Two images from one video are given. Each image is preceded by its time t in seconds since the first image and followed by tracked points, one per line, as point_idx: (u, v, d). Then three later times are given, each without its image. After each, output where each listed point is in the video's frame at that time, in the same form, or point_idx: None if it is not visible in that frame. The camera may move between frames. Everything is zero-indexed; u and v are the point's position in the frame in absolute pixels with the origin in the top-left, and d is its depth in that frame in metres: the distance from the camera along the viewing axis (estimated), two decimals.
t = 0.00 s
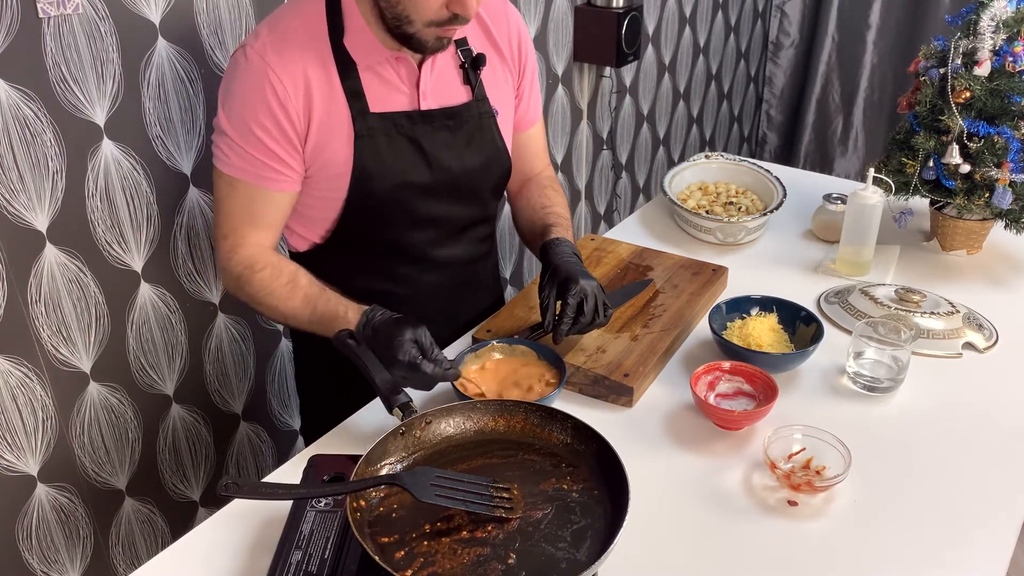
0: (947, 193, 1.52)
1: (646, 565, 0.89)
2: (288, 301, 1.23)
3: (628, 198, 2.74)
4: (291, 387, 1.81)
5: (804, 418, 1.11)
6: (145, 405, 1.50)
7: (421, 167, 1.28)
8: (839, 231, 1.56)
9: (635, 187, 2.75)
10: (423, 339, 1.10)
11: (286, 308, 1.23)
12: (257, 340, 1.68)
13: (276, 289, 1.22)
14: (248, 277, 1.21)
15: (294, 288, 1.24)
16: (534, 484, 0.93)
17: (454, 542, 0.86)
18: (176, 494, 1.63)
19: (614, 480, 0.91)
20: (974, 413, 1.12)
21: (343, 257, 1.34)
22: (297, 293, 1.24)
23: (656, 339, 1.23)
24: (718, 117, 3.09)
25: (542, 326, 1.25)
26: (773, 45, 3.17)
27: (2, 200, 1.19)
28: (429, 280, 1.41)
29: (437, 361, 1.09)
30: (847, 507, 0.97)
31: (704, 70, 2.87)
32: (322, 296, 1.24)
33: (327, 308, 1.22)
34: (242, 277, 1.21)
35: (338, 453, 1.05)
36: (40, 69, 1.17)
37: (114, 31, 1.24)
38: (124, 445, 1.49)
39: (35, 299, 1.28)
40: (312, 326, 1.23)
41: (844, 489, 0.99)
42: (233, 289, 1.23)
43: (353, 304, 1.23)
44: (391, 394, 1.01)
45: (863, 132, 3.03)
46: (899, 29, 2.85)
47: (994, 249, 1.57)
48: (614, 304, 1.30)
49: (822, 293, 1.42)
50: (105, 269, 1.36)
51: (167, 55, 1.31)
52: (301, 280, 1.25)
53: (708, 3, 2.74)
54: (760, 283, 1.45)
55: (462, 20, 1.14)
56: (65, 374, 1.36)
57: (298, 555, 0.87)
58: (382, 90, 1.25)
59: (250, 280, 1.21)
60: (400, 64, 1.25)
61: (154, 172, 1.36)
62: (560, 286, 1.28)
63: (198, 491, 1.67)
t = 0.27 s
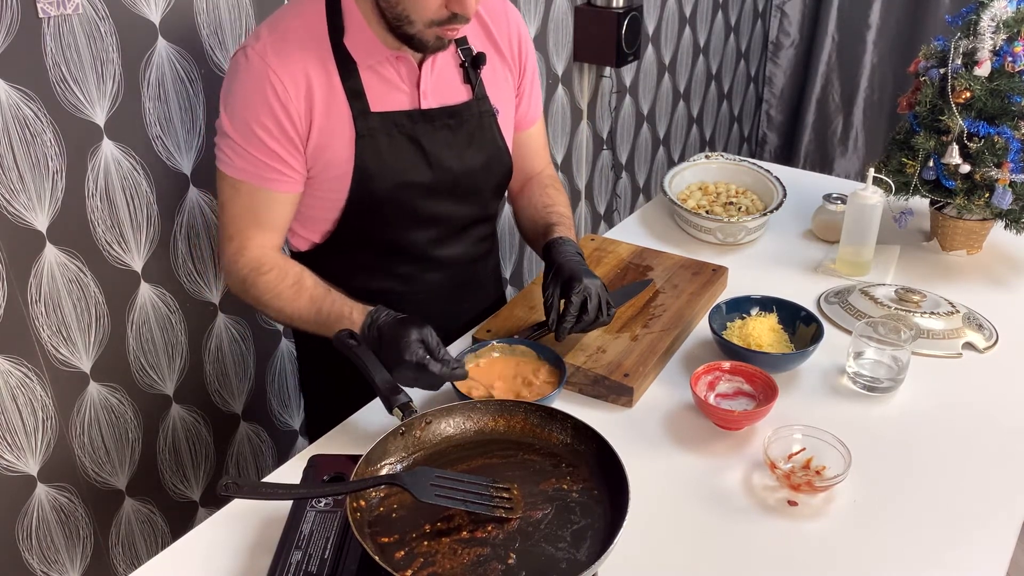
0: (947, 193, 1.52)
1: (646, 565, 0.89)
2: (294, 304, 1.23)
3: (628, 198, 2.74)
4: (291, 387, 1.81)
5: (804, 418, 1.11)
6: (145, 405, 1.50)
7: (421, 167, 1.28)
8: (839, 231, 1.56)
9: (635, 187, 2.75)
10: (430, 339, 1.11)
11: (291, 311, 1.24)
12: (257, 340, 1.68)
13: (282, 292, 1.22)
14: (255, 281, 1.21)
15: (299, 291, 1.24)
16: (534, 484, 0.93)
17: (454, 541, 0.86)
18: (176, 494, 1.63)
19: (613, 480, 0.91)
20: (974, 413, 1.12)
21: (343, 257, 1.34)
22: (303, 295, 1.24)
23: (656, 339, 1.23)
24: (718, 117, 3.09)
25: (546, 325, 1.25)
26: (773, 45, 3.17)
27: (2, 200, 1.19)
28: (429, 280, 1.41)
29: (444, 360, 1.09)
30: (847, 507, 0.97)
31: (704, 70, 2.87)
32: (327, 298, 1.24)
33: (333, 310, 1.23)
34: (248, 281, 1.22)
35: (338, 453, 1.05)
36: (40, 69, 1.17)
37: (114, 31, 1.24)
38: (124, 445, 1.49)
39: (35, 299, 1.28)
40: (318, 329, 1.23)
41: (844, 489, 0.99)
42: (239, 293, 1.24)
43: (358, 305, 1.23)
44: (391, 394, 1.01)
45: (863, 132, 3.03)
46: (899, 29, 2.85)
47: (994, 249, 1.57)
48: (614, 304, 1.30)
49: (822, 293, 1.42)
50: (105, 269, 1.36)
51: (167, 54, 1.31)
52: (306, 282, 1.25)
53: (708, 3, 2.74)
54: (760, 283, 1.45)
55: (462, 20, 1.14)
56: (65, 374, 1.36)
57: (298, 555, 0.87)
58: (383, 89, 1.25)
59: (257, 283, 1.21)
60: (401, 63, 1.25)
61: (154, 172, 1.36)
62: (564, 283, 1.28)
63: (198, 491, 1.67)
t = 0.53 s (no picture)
0: (947, 193, 1.52)
1: (646, 565, 0.89)
2: (300, 303, 1.23)
3: (628, 198, 2.74)
4: (291, 387, 1.81)
5: (804, 418, 1.11)
6: (145, 405, 1.50)
7: (421, 167, 1.28)
8: (839, 232, 1.56)
9: (635, 187, 2.75)
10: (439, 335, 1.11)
11: (296, 310, 1.24)
12: (257, 340, 1.68)
13: (287, 291, 1.22)
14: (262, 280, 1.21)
15: (305, 290, 1.24)
16: (534, 484, 0.93)
17: (454, 541, 0.86)
18: (177, 494, 1.63)
19: (614, 480, 0.91)
20: (973, 414, 1.12)
21: (342, 258, 1.34)
22: (308, 294, 1.24)
23: (656, 339, 1.23)
24: (718, 117, 3.09)
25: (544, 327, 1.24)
26: (773, 44, 3.17)
27: (2, 200, 1.19)
28: (428, 280, 1.41)
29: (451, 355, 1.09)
30: (848, 507, 0.97)
31: (704, 70, 2.87)
32: (333, 298, 1.25)
33: (339, 309, 1.23)
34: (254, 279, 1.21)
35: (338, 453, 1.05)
36: (40, 69, 1.17)
37: (114, 31, 1.24)
38: (125, 445, 1.49)
39: (35, 299, 1.28)
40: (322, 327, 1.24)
41: (844, 489, 0.99)
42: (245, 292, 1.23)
43: (364, 304, 1.24)
44: (391, 394, 0.99)
45: (863, 132, 3.03)
46: (899, 29, 2.85)
47: (994, 249, 1.57)
48: (615, 304, 1.30)
49: (822, 293, 1.42)
50: (105, 269, 1.36)
51: (167, 55, 1.31)
52: (311, 281, 1.25)
53: (708, 3, 2.74)
54: (760, 284, 1.45)
55: (460, 22, 1.14)
56: (65, 374, 1.36)
57: (298, 555, 0.87)
58: (382, 90, 1.25)
59: (264, 283, 1.21)
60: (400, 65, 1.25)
61: (154, 172, 1.36)
62: (563, 287, 1.28)
63: (198, 491, 1.68)
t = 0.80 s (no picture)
0: (947, 193, 1.52)
1: (646, 565, 0.89)
2: (293, 305, 1.24)
3: (628, 198, 2.74)
4: (291, 387, 1.81)
5: (804, 419, 1.11)
6: (145, 405, 1.50)
7: (421, 167, 1.28)
8: (839, 232, 1.56)
9: (635, 186, 2.75)
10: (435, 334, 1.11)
11: (290, 311, 1.24)
12: (257, 340, 1.68)
13: (281, 293, 1.23)
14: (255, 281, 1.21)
15: (298, 292, 1.24)
16: (534, 484, 0.93)
17: (454, 541, 0.86)
18: (176, 494, 1.63)
19: (613, 481, 0.91)
20: (973, 414, 1.12)
21: (343, 258, 1.34)
22: (302, 296, 1.25)
23: (656, 339, 1.23)
24: (718, 117, 3.08)
25: (542, 329, 1.24)
26: (773, 44, 3.17)
27: (2, 200, 1.19)
28: (429, 280, 1.41)
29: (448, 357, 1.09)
30: (848, 507, 0.97)
31: (704, 70, 2.87)
32: (325, 300, 1.25)
33: (333, 312, 1.23)
34: (247, 280, 1.22)
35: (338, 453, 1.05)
36: (40, 69, 1.17)
37: (114, 31, 1.24)
38: (125, 445, 1.49)
39: (35, 299, 1.28)
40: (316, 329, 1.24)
41: (844, 489, 0.99)
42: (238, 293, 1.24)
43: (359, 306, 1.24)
44: (391, 394, 1.00)
45: (863, 132, 3.03)
46: (899, 29, 2.85)
47: (994, 249, 1.57)
48: (615, 304, 1.30)
49: (822, 293, 1.42)
50: (105, 269, 1.36)
51: (167, 55, 1.31)
52: (305, 283, 1.25)
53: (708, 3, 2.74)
54: (760, 284, 1.45)
55: (460, 24, 1.14)
56: (65, 374, 1.36)
57: (298, 555, 0.87)
58: (382, 91, 1.25)
59: (256, 285, 1.22)
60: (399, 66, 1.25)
61: (154, 172, 1.36)
62: (560, 292, 1.26)
63: (198, 491, 1.68)
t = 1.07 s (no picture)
0: (947, 193, 1.52)
1: (646, 565, 0.89)
2: (291, 304, 1.24)
3: (628, 198, 2.74)
4: (291, 387, 1.81)
5: (805, 419, 1.11)
6: (145, 405, 1.50)
7: (421, 167, 1.28)
8: (839, 232, 1.57)
9: (635, 187, 2.75)
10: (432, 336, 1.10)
11: (288, 311, 1.24)
12: (257, 340, 1.68)
13: (277, 293, 1.23)
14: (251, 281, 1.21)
15: (295, 290, 1.24)
16: (534, 484, 0.93)
17: (454, 541, 0.86)
18: (177, 494, 1.63)
19: (614, 480, 0.91)
20: (974, 414, 1.12)
21: (343, 258, 1.34)
22: (299, 295, 1.25)
23: (656, 339, 1.22)
24: (718, 117, 3.08)
25: (542, 330, 1.23)
26: (773, 44, 3.17)
27: (2, 200, 1.19)
28: (429, 281, 1.41)
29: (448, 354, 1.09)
30: (848, 507, 0.96)
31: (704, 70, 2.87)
32: (321, 298, 1.25)
33: (329, 310, 1.23)
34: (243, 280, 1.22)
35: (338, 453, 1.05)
36: (40, 69, 1.17)
37: (114, 31, 1.24)
38: (124, 445, 1.49)
39: (35, 299, 1.28)
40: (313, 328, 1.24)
41: (844, 489, 0.99)
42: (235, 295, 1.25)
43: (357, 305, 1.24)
44: (391, 394, 1.00)
45: (863, 132, 3.03)
46: (900, 29, 2.84)
47: (994, 248, 1.57)
48: (615, 304, 1.30)
49: (822, 293, 1.42)
50: (105, 269, 1.36)
51: (167, 55, 1.31)
52: (302, 282, 1.25)
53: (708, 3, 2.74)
54: (760, 284, 1.45)
55: (461, 24, 1.14)
56: (65, 374, 1.36)
57: (298, 555, 0.87)
58: (383, 91, 1.25)
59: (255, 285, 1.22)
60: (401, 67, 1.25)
61: (154, 172, 1.36)
62: (558, 295, 1.26)
63: (198, 491, 1.67)
